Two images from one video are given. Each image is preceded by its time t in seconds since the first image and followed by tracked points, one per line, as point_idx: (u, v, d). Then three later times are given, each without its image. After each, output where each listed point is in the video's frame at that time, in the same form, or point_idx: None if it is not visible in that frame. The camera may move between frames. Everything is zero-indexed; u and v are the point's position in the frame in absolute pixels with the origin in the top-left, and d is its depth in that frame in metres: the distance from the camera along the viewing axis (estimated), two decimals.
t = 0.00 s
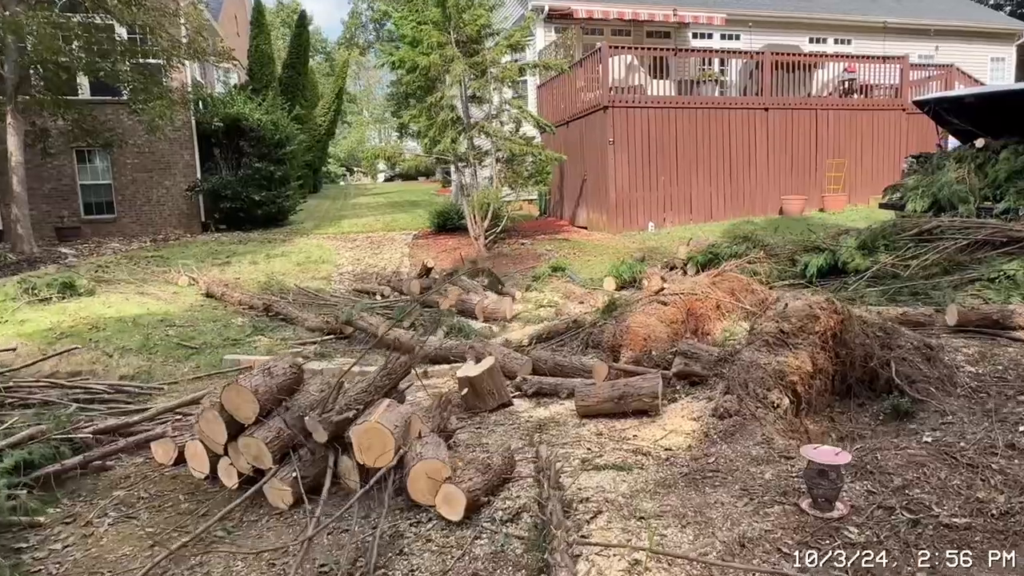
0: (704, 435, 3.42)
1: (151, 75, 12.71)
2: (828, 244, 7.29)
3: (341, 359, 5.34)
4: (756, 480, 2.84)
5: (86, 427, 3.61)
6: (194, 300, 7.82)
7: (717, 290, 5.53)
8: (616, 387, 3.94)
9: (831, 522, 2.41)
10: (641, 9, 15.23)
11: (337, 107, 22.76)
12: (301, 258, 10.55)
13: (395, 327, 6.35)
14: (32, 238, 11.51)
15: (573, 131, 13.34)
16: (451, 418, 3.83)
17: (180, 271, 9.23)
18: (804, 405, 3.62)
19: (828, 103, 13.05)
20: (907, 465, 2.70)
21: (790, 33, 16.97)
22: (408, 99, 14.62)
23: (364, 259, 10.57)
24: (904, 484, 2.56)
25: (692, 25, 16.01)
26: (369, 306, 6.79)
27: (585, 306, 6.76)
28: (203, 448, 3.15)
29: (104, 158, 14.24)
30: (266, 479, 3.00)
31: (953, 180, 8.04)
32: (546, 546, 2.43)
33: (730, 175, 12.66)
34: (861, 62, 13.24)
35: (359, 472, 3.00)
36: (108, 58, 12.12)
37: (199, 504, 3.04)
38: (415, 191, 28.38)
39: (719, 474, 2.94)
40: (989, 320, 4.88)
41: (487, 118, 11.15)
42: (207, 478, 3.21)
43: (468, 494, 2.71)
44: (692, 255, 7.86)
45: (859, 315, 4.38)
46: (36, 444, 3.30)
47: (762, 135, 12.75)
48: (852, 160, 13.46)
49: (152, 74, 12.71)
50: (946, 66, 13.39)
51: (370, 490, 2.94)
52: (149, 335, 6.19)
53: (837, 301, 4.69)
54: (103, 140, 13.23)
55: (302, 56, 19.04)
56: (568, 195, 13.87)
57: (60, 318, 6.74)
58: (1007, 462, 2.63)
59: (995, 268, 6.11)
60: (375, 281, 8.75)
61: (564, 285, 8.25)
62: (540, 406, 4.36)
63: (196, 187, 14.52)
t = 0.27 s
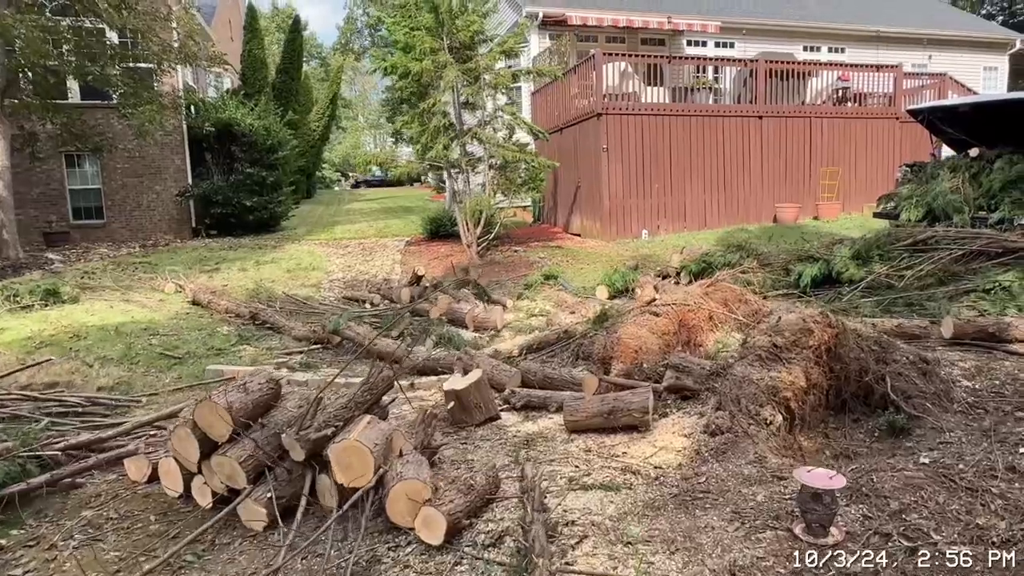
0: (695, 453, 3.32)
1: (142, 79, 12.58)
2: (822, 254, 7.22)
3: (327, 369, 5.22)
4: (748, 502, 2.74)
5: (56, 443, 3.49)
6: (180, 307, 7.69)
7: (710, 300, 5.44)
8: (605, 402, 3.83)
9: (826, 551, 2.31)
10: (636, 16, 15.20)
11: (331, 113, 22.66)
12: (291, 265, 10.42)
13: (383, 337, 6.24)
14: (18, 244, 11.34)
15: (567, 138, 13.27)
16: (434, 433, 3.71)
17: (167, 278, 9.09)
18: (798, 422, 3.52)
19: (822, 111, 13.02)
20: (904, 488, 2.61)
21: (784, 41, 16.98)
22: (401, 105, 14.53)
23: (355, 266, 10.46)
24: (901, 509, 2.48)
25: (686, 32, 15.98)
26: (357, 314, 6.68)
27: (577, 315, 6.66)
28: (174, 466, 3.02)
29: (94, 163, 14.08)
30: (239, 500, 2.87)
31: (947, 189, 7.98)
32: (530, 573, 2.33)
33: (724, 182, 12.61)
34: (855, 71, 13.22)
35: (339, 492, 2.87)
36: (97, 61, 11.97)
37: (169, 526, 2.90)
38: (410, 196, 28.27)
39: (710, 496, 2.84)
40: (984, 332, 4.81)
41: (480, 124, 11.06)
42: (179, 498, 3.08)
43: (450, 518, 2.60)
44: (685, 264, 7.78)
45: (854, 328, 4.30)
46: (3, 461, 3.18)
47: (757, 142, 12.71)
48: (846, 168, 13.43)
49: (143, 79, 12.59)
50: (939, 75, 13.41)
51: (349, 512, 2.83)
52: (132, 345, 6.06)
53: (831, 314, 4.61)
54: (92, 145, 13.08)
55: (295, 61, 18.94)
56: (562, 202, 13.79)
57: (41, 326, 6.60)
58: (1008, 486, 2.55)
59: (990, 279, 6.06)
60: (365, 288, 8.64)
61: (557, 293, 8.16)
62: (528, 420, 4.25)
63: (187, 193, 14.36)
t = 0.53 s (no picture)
0: (677, 468, 3.22)
1: (110, 83, 12.27)
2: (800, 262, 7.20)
3: (297, 382, 5.05)
4: (733, 521, 2.64)
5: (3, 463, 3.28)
6: (145, 318, 7.44)
7: (689, 310, 5.36)
8: (585, 416, 3.71)
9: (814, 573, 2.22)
10: (613, 25, 15.21)
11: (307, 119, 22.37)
12: (264, 273, 10.19)
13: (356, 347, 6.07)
14: None
15: (545, 146, 13.21)
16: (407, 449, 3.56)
17: (133, 287, 8.81)
18: (781, 435, 3.44)
19: (798, 121, 13.13)
20: (893, 505, 2.54)
21: (760, 52, 17.13)
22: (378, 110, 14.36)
23: (330, 274, 10.25)
24: (891, 528, 2.41)
25: (664, 42, 16.04)
26: (330, 324, 6.50)
27: (555, 325, 6.55)
28: (129, 488, 2.83)
29: (59, 169, 13.69)
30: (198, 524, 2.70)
31: (922, 199, 8.02)
32: None
33: (702, 191, 12.63)
34: (829, 82, 13.36)
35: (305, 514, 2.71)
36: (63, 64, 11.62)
37: (121, 554, 2.71)
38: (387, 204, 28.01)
39: (694, 514, 2.74)
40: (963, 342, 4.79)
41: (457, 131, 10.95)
42: (134, 521, 2.89)
43: (420, 543, 2.45)
44: (664, 272, 7.71)
45: (835, 338, 4.24)
46: None
47: (734, 151, 12.76)
48: (821, 177, 13.54)
49: (111, 82, 12.27)
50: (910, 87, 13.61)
51: (316, 535, 2.67)
52: (93, 357, 5.82)
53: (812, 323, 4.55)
54: (57, 150, 12.71)
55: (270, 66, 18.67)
56: (540, 210, 13.72)
57: None
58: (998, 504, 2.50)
59: (966, 288, 6.07)
60: (340, 297, 8.45)
61: (535, 302, 8.05)
62: (504, 434, 4.12)
63: (156, 200, 13.99)
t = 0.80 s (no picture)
0: (645, 478, 3.13)
1: (49, 78, 11.69)
2: (760, 264, 7.24)
3: (247, 392, 4.83)
4: (703, 534, 2.56)
5: None
6: (85, 325, 7.07)
7: (653, 313, 5.31)
8: (549, 425, 3.59)
9: None
10: (573, 27, 15.19)
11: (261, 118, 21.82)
12: (216, 277, 9.83)
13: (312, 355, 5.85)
14: None
15: (507, 148, 13.11)
16: (363, 465, 3.38)
17: (74, 292, 8.39)
18: (748, 442, 3.38)
19: (755, 125, 13.30)
20: (864, 515, 2.50)
21: (717, 56, 17.35)
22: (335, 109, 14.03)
23: (285, 278, 9.95)
24: (864, 539, 2.35)
25: (624, 44, 16.10)
26: (284, 330, 6.26)
27: (516, 329, 6.44)
28: (57, 515, 2.59)
29: None
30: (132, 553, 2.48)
31: (876, 201, 8.15)
32: None
33: (662, 193, 12.70)
34: (785, 86, 13.58)
35: (251, 539, 2.53)
36: None
37: None
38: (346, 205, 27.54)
39: (662, 527, 2.65)
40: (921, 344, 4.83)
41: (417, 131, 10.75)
42: (62, 551, 2.65)
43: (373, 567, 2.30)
44: (626, 275, 7.68)
45: (799, 341, 4.22)
46: None
47: (693, 154, 12.85)
48: (778, 180, 13.74)
49: (50, 77, 11.69)
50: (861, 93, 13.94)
51: (263, 562, 2.49)
52: (26, 368, 5.47)
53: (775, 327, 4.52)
54: None
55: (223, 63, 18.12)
56: (502, 212, 13.60)
57: None
58: (969, 513, 2.47)
59: (921, 289, 6.17)
60: (295, 302, 8.19)
61: (497, 306, 7.93)
62: (466, 444, 3.98)
63: (101, 200, 13.33)
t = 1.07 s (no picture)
0: (603, 477, 3.07)
1: None
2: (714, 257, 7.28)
3: (188, 396, 4.61)
4: (661, 535, 2.52)
5: None
6: (13, 326, 6.66)
7: (609, 308, 5.31)
8: (506, 425, 3.51)
9: None
10: (529, 20, 15.09)
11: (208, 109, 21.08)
12: (159, 274, 9.43)
13: (259, 355, 5.64)
14: None
15: (462, 141, 12.95)
16: (311, 471, 3.24)
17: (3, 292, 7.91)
18: (705, 437, 3.35)
19: (708, 119, 13.44)
20: (820, 511, 2.49)
21: (671, 51, 17.49)
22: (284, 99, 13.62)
23: (233, 274, 9.61)
24: (821, 536, 2.34)
25: (579, 38, 16.07)
26: (229, 330, 6.03)
27: (471, 326, 6.33)
28: None
29: None
30: None
31: (826, 195, 8.29)
32: None
33: (619, 187, 12.72)
34: (737, 82, 13.76)
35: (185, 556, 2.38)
36: None
37: None
38: (299, 198, 26.94)
39: (620, 529, 2.60)
40: (871, 335, 4.91)
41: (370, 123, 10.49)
42: None
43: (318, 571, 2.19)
44: (582, 269, 7.64)
45: (754, 335, 4.23)
46: None
47: (648, 148, 12.91)
48: (730, 174, 13.92)
49: None
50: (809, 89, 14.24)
51: None
52: None
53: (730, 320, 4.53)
54: None
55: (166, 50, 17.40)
56: (459, 206, 13.45)
57: None
58: (924, 507, 2.48)
59: (869, 281, 6.28)
60: (243, 299, 7.90)
61: (453, 301, 7.80)
62: (420, 446, 3.86)
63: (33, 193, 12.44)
